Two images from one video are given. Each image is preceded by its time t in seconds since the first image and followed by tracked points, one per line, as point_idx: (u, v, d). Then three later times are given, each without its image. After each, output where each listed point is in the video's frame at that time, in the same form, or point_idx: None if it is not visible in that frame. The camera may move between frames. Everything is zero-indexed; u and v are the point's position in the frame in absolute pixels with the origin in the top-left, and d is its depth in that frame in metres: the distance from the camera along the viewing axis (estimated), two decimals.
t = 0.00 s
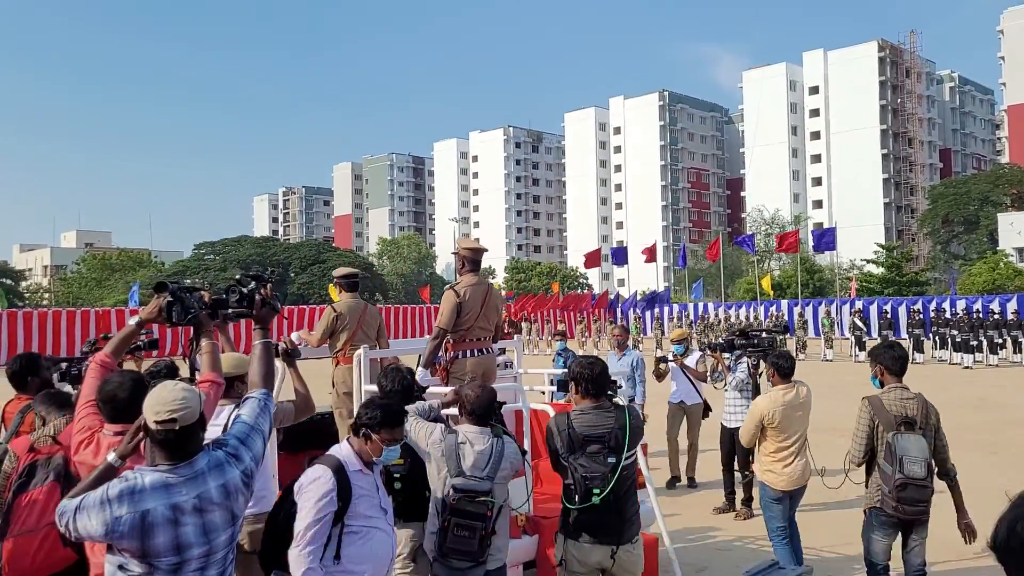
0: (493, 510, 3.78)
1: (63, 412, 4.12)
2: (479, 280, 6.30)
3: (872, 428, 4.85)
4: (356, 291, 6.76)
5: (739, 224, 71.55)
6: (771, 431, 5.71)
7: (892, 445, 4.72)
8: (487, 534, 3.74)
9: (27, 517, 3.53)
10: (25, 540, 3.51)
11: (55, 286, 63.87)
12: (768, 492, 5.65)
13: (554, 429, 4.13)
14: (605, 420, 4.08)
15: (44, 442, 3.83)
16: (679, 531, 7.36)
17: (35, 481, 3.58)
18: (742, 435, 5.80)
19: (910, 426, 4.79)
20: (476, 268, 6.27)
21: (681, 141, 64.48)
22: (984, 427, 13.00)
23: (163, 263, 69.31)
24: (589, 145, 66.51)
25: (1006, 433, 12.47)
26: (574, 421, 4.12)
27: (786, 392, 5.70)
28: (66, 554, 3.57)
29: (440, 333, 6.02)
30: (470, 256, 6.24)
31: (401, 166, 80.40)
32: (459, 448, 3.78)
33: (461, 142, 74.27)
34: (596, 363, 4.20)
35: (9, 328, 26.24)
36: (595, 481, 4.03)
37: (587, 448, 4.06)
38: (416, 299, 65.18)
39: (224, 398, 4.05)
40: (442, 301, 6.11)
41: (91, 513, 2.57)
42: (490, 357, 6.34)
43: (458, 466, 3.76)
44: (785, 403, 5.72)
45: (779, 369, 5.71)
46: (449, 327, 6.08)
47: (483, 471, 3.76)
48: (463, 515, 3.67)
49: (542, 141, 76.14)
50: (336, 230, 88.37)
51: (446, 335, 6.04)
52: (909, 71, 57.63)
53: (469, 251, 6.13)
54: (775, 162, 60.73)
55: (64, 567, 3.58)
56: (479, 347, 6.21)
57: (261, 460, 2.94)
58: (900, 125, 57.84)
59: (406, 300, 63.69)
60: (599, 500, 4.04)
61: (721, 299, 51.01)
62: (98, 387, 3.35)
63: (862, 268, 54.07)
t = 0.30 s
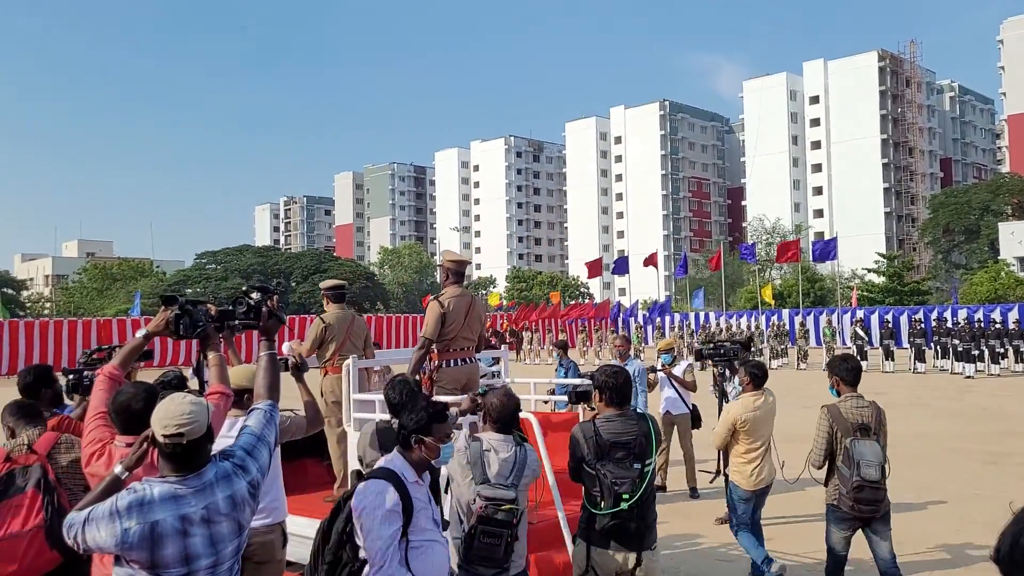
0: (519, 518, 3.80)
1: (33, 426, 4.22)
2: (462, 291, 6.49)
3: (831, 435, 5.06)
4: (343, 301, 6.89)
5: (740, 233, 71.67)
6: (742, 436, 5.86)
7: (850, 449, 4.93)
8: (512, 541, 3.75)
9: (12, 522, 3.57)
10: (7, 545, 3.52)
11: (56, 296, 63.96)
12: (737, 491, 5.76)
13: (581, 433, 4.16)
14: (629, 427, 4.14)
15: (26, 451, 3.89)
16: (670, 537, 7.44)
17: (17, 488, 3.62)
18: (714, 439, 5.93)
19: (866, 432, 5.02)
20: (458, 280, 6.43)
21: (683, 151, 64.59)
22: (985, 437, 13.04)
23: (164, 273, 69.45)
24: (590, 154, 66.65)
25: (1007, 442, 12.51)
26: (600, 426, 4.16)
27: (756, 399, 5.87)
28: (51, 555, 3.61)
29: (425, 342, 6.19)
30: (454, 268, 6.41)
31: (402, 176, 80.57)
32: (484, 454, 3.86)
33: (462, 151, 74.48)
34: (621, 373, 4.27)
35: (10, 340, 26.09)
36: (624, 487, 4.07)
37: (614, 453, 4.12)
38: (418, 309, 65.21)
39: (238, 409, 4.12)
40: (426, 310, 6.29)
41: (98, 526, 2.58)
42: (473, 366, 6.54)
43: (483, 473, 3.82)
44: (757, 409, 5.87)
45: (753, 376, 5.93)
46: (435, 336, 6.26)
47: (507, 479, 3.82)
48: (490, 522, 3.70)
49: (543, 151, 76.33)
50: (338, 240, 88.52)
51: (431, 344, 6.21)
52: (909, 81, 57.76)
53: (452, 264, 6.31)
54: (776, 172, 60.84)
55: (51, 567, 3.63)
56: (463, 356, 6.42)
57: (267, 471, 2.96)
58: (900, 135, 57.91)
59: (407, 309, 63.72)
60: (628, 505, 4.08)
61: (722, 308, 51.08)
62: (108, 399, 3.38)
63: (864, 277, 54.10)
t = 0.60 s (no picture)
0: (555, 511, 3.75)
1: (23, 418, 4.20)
2: (446, 290, 6.57)
3: (780, 419, 5.55)
4: (333, 300, 6.91)
5: (740, 234, 71.75)
6: (703, 429, 6.27)
7: (796, 431, 5.41)
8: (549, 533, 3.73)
9: (13, 518, 3.57)
10: (10, 542, 3.54)
11: (57, 295, 64.03)
12: (698, 475, 6.24)
13: (586, 428, 4.20)
14: (635, 424, 4.17)
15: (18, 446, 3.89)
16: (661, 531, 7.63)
17: (15, 483, 3.62)
18: (677, 429, 6.30)
19: (811, 416, 5.50)
20: (443, 280, 6.50)
21: (683, 151, 64.63)
22: (985, 437, 13.09)
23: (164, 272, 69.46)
24: (591, 154, 66.69)
25: (1007, 442, 12.55)
26: (604, 422, 4.20)
27: (718, 393, 6.32)
28: (50, 551, 3.65)
29: (409, 339, 6.28)
30: (438, 268, 6.46)
31: (403, 176, 80.59)
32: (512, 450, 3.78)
33: (462, 151, 74.53)
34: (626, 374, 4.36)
35: (10, 341, 25.89)
36: (628, 485, 4.13)
37: (617, 449, 4.14)
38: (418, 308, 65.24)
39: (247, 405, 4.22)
40: (410, 308, 6.38)
41: (105, 521, 2.60)
42: (457, 362, 6.63)
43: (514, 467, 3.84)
44: (716, 402, 6.35)
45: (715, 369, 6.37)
46: (419, 334, 6.35)
47: (535, 469, 3.87)
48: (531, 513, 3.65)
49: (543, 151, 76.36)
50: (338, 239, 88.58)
51: (415, 342, 6.31)
52: (909, 82, 57.82)
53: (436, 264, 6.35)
54: (775, 171, 60.92)
55: (47, 563, 3.66)
56: (447, 354, 6.51)
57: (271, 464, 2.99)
58: (900, 135, 57.96)
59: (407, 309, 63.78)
60: (631, 501, 4.14)
61: (722, 308, 51.15)
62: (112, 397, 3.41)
63: (863, 278, 54.15)
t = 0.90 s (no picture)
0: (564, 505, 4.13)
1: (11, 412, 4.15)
2: (432, 286, 6.58)
3: (743, 407, 5.82)
4: (324, 295, 6.91)
5: (741, 232, 71.71)
6: (672, 415, 6.64)
7: (760, 420, 5.72)
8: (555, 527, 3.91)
9: (9, 515, 3.63)
10: (5, 539, 3.60)
11: (57, 290, 64.08)
12: (669, 459, 6.53)
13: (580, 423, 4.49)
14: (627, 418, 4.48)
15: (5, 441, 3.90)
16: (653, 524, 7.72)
17: (8, 477, 3.66)
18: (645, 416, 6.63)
19: (774, 406, 5.81)
20: (429, 275, 6.51)
21: (683, 149, 64.58)
22: (985, 435, 13.08)
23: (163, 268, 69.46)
24: (591, 151, 66.61)
25: (1007, 440, 12.55)
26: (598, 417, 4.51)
27: (683, 380, 6.60)
28: (43, 547, 3.73)
29: (395, 335, 6.33)
30: (425, 263, 6.45)
31: (403, 172, 80.53)
32: (527, 440, 4.15)
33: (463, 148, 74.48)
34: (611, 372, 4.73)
35: (11, 336, 25.71)
36: (620, 474, 4.48)
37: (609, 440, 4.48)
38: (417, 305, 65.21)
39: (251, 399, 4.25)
40: (396, 304, 6.40)
41: (108, 515, 2.59)
42: (443, 358, 6.65)
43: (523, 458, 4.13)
44: (685, 389, 6.66)
45: (681, 359, 6.61)
46: (403, 329, 6.39)
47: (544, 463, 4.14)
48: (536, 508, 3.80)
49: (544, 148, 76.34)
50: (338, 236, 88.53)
51: (400, 338, 6.35)
52: (910, 80, 57.79)
53: (423, 260, 6.33)
54: (776, 170, 60.94)
55: (39, 558, 3.73)
56: (433, 349, 6.54)
57: (272, 456, 3.00)
58: (901, 134, 57.94)
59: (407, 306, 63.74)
60: (622, 488, 4.49)
61: (722, 306, 51.13)
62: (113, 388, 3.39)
63: (863, 277, 54.11)
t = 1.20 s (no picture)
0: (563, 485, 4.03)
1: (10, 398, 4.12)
2: (415, 276, 6.67)
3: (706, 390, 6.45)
4: (313, 285, 6.94)
5: (741, 223, 71.62)
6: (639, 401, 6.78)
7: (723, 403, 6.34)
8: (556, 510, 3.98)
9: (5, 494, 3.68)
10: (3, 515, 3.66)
11: (56, 277, 64.03)
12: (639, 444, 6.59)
13: (574, 405, 4.67)
14: (620, 403, 4.66)
15: None
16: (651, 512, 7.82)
17: (7, 453, 3.67)
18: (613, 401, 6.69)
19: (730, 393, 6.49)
20: (414, 265, 6.61)
21: (684, 140, 64.43)
22: (984, 427, 13.09)
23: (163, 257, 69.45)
24: (591, 141, 66.43)
25: (1007, 432, 12.55)
26: (591, 399, 4.68)
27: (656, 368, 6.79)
28: (35, 522, 3.79)
29: (379, 324, 6.45)
30: (410, 253, 6.54)
31: (403, 162, 80.40)
32: (527, 427, 4.08)
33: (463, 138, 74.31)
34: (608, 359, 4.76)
35: (10, 324, 25.68)
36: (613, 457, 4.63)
37: (603, 422, 4.62)
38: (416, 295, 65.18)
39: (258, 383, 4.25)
40: (380, 294, 6.52)
41: (101, 502, 2.58)
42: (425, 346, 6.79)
43: (526, 446, 4.04)
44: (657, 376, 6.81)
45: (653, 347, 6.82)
46: (387, 318, 6.49)
47: (547, 448, 4.08)
48: (539, 491, 3.87)
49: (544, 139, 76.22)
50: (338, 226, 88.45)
51: (384, 326, 6.47)
52: (912, 72, 57.55)
53: (407, 250, 6.45)
54: (777, 161, 60.85)
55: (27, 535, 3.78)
56: (416, 338, 6.68)
57: (270, 443, 2.96)
58: (902, 126, 57.79)
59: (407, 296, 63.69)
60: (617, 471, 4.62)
61: (721, 297, 51.10)
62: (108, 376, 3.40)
63: (863, 268, 54.05)
